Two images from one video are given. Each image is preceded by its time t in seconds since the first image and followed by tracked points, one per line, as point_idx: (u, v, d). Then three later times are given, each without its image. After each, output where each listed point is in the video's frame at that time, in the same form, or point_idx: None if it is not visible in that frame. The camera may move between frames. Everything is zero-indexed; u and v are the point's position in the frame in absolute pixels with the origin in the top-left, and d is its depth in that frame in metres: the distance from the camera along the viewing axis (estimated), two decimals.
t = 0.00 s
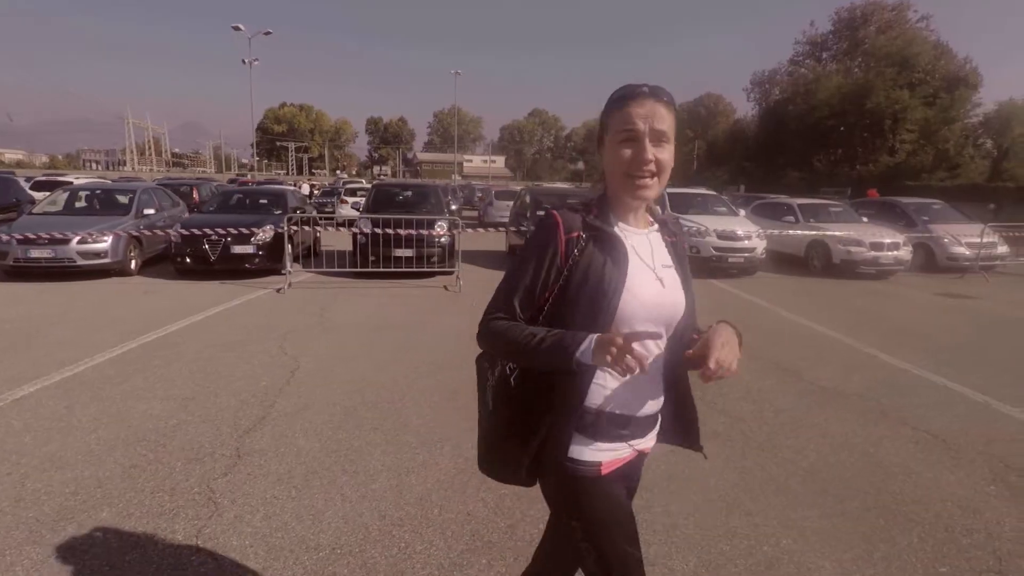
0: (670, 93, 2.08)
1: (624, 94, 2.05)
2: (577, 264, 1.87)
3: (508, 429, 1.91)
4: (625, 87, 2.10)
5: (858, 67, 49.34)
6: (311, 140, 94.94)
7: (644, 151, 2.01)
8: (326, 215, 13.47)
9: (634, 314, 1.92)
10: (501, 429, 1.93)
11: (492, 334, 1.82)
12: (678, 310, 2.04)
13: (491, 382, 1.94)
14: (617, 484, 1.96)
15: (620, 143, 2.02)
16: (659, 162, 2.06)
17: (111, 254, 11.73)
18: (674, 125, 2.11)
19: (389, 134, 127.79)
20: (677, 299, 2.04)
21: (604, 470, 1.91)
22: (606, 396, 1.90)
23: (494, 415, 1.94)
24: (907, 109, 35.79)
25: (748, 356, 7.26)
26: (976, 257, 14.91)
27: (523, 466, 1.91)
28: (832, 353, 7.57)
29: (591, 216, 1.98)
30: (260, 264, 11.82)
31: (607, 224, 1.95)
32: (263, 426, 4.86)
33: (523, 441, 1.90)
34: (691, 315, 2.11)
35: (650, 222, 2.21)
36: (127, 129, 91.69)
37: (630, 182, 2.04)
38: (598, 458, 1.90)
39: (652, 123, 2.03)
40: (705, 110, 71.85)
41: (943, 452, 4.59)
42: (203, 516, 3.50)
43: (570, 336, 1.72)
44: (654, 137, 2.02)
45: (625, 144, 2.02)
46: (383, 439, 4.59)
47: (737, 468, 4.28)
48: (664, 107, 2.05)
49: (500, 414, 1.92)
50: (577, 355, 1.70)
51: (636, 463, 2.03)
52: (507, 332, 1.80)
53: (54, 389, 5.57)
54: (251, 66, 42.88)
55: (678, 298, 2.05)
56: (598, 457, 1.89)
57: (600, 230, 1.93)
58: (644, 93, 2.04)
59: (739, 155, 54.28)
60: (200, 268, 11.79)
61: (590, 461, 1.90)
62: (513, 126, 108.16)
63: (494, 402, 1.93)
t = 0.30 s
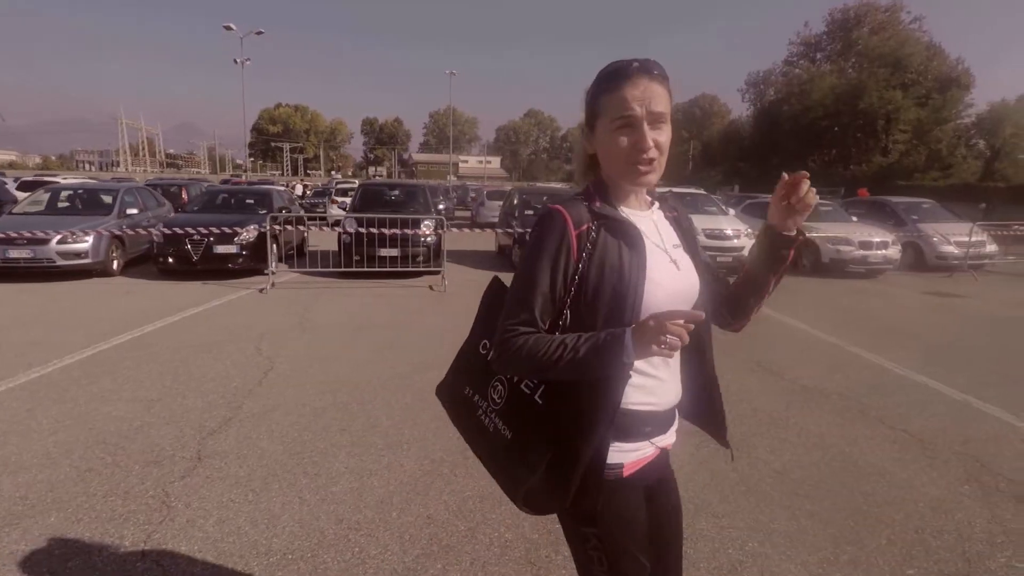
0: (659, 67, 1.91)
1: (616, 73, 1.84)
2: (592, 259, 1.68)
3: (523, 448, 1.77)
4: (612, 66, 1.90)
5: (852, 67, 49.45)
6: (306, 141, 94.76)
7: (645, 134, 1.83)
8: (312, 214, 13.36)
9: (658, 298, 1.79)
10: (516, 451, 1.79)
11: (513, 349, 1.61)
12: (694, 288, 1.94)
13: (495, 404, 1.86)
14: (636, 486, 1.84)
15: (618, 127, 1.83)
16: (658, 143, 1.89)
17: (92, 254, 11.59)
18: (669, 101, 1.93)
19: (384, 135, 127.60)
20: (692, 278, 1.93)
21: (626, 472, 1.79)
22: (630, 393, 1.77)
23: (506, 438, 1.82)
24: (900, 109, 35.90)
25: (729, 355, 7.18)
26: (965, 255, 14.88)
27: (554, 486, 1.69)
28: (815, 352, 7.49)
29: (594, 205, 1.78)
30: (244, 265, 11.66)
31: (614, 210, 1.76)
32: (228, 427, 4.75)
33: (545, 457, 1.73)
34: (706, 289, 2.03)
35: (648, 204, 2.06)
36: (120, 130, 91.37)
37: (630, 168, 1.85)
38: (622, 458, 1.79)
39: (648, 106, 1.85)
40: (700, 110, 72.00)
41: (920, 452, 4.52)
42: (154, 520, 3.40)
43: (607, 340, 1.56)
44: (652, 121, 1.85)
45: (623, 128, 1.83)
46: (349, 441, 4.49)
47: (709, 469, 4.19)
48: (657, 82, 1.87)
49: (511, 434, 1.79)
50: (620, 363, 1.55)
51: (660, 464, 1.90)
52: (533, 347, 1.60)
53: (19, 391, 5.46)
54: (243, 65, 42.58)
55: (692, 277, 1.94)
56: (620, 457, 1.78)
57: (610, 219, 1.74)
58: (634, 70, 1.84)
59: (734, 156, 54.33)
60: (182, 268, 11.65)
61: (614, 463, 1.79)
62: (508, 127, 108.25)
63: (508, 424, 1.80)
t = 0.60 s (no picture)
0: (633, 59, 1.91)
1: (582, 69, 1.89)
2: (552, 252, 1.72)
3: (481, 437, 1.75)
4: (584, 60, 1.93)
5: (843, 68, 49.69)
6: (301, 143, 94.59)
7: (609, 128, 1.85)
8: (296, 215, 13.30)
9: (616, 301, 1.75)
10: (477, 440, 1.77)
11: (472, 340, 1.66)
12: (671, 295, 1.87)
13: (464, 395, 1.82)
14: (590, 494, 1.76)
15: (583, 123, 1.87)
16: (630, 136, 1.89)
17: (71, 256, 11.49)
18: (642, 95, 1.93)
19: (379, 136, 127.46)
20: (668, 285, 1.86)
21: (572, 472, 1.73)
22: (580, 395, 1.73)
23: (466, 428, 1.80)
24: (891, 110, 36.07)
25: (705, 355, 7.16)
26: (950, 256, 14.92)
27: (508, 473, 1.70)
28: (792, 352, 7.49)
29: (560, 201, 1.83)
30: (225, 267, 11.57)
31: (577, 207, 1.80)
32: (188, 431, 4.69)
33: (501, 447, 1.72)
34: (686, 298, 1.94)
35: (637, 202, 2.04)
36: (113, 131, 91.00)
37: (598, 162, 1.89)
38: (568, 458, 1.73)
39: (615, 96, 1.86)
40: (694, 112, 72.18)
41: (885, 454, 4.49)
42: (100, 527, 3.34)
43: (555, 332, 1.58)
44: (617, 112, 1.85)
45: (588, 123, 1.87)
46: (310, 445, 4.44)
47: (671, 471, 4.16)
48: (628, 74, 1.88)
49: (473, 421, 1.76)
50: (569, 352, 1.56)
51: (622, 475, 1.80)
52: (491, 338, 1.62)
53: None
54: (234, 66, 42.39)
55: (669, 283, 1.87)
56: (567, 456, 1.72)
57: (571, 214, 1.78)
58: (604, 65, 1.87)
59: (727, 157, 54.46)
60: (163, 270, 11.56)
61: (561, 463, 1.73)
62: (503, 128, 108.32)
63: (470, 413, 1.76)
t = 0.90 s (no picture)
0: (640, 78, 1.96)
1: (587, 91, 1.96)
2: (558, 256, 1.85)
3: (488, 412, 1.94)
4: (592, 82, 2.00)
5: (836, 69, 49.87)
6: (295, 143, 94.36)
7: (610, 147, 1.91)
8: (280, 216, 13.23)
9: (607, 305, 1.84)
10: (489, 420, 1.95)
11: (484, 328, 1.87)
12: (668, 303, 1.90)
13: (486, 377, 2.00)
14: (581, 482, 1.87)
15: (588, 141, 1.95)
16: (634, 152, 1.94)
17: (51, 257, 11.39)
18: (649, 112, 1.97)
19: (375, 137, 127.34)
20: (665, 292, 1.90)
21: (563, 459, 1.85)
22: (576, 387, 1.85)
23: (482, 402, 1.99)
24: (883, 112, 36.21)
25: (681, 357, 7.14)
26: (935, 257, 14.96)
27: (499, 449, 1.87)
28: (769, 354, 7.48)
29: (571, 212, 1.93)
30: (208, 268, 11.50)
31: (585, 217, 1.90)
32: (152, 434, 4.64)
33: (499, 424, 1.90)
34: (688, 308, 1.95)
35: (651, 212, 2.07)
36: (106, 131, 90.54)
37: (604, 177, 1.95)
38: (562, 445, 1.86)
39: (617, 115, 1.92)
40: (689, 113, 72.32)
41: (851, 458, 4.48)
42: (48, 533, 3.29)
43: (546, 330, 1.75)
44: (619, 130, 1.90)
45: (593, 141, 1.94)
46: (273, 448, 4.41)
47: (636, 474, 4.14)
48: (632, 93, 1.93)
49: (487, 403, 1.95)
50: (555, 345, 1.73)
51: (615, 470, 1.89)
52: (498, 326, 1.83)
53: None
54: (225, 65, 42.21)
55: (669, 292, 1.91)
56: (560, 443, 1.85)
57: (579, 224, 1.89)
58: (608, 86, 1.93)
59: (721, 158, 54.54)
60: (145, 270, 11.46)
61: (553, 449, 1.86)
62: (499, 129, 108.39)
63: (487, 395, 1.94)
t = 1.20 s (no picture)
0: (651, 81, 2.04)
1: (600, 93, 2.05)
2: (572, 251, 1.92)
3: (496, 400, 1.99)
4: (605, 83, 2.08)
5: (828, 70, 49.93)
6: (289, 143, 93.93)
7: (620, 147, 2.00)
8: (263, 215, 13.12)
9: (620, 299, 1.91)
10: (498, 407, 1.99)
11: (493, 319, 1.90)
12: (677, 297, 1.99)
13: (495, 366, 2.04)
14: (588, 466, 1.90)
15: (600, 141, 2.04)
16: (643, 152, 2.02)
17: (30, 257, 11.25)
18: (660, 114, 2.06)
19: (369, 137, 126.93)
20: (675, 288, 1.98)
21: (570, 443, 1.89)
22: (585, 374, 1.90)
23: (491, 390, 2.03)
24: (874, 113, 36.30)
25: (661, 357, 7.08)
26: (922, 257, 14.95)
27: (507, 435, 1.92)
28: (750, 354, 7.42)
29: (585, 208, 2.01)
30: (189, 268, 11.37)
31: (598, 214, 1.97)
32: (112, 438, 4.55)
33: (507, 412, 1.94)
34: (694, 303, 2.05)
35: (659, 211, 2.15)
36: (96, 130, 89.94)
37: (615, 176, 2.04)
38: (569, 430, 1.90)
39: (628, 116, 2.00)
40: (682, 113, 72.31)
41: (825, 459, 4.42)
42: None
43: (559, 321, 1.79)
44: (630, 130, 2.00)
45: (604, 141, 2.03)
46: (236, 452, 4.32)
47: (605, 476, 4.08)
48: (644, 95, 2.01)
49: (496, 391, 1.99)
50: (565, 339, 1.76)
51: (618, 454, 1.94)
52: (507, 319, 1.87)
53: None
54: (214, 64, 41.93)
55: (677, 288, 1.99)
56: (568, 428, 1.89)
57: (592, 220, 1.96)
58: (620, 88, 2.02)
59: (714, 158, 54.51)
60: (125, 271, 11.34)
61: (562, 433, 1.90)
62: (493, 128, 108.19)
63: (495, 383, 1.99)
